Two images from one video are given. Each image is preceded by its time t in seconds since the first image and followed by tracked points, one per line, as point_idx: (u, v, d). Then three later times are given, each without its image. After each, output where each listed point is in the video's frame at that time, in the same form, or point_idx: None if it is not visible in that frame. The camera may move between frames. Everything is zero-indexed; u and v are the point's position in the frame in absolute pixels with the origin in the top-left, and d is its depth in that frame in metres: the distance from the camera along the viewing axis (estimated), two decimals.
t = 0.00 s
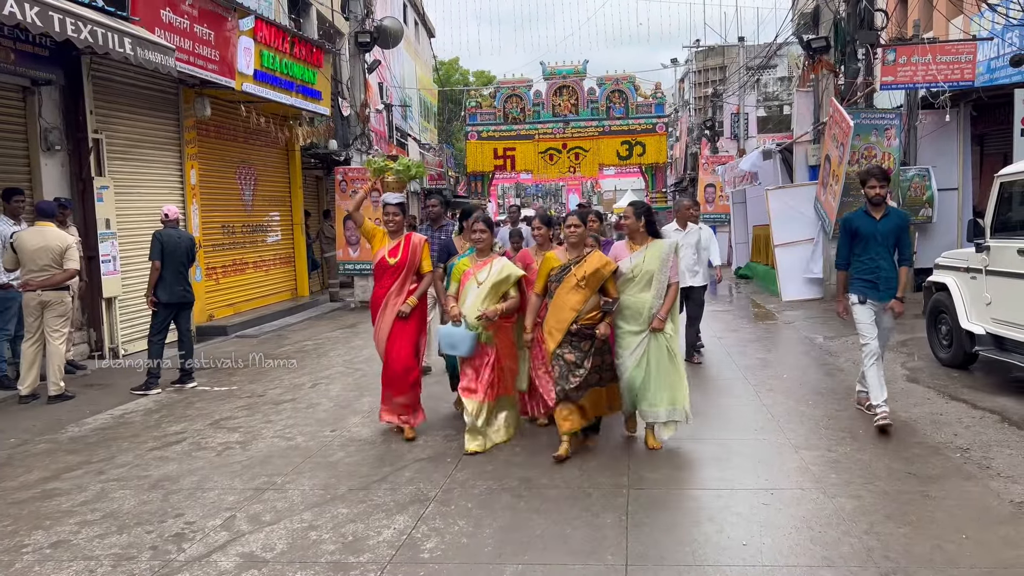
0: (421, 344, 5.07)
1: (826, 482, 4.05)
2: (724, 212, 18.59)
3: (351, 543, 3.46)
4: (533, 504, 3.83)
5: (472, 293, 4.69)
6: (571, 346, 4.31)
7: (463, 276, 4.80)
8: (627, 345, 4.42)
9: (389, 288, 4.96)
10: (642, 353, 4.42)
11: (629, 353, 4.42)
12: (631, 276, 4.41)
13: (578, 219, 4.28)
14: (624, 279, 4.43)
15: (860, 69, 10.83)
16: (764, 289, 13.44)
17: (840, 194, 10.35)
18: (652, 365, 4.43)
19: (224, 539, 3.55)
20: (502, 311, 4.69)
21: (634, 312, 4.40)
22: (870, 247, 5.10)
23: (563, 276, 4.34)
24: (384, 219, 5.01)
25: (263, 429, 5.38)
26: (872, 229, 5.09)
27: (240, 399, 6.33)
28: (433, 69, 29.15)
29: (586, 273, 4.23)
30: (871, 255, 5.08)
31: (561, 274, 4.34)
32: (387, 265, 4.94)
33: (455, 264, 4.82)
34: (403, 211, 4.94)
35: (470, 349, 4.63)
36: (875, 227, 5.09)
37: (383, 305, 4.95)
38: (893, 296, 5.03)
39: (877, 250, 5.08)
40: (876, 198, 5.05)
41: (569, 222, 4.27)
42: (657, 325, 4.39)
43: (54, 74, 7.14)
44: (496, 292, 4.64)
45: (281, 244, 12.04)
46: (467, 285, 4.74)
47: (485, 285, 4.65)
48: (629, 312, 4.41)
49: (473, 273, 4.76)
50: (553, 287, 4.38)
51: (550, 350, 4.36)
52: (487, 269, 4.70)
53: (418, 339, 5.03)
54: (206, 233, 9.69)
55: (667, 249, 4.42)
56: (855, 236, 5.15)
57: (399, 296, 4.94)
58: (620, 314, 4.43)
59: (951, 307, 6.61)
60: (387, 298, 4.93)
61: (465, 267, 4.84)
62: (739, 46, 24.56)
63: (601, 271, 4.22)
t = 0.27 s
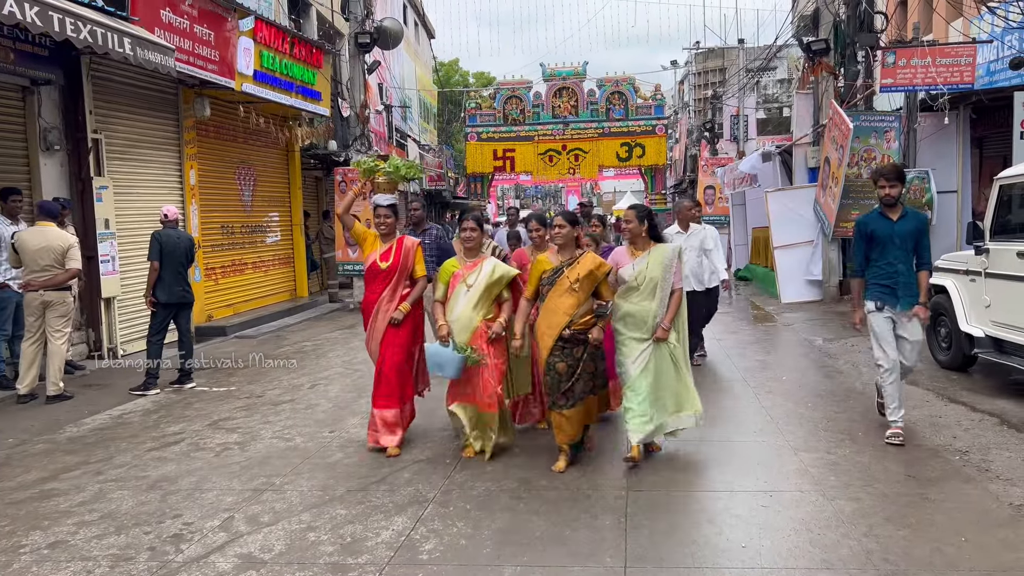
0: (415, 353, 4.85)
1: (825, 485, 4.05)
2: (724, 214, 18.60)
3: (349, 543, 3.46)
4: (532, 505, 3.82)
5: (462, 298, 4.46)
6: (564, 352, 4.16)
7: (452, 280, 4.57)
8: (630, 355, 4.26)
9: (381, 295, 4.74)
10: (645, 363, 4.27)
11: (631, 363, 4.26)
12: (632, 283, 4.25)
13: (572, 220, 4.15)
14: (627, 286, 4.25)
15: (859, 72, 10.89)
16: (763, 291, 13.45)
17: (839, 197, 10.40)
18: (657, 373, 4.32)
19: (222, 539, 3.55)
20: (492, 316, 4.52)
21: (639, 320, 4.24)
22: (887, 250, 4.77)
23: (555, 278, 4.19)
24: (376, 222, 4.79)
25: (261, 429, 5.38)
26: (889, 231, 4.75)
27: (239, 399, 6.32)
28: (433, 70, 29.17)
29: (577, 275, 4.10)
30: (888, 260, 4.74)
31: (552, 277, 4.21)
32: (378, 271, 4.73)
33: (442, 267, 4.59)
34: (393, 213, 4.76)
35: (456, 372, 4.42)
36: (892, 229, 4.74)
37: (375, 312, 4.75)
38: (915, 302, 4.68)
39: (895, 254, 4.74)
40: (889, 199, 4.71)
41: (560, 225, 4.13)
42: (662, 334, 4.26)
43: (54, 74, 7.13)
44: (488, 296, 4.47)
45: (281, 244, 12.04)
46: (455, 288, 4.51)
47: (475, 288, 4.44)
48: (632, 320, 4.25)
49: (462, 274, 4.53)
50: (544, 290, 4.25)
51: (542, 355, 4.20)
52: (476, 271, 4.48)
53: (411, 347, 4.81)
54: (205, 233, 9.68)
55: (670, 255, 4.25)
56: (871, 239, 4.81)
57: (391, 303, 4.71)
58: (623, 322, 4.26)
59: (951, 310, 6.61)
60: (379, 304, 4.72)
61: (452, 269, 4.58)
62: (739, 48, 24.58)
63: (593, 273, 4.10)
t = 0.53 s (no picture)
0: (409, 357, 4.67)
1: (825, 487, 4.04)
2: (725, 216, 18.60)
3: (349, 545, 3.45)
4: (532, 507, 3.82)
5: (461, 307, 4.25)
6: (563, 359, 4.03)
7: (450, 288, 4.33)
8: (628, 361, 4.09)
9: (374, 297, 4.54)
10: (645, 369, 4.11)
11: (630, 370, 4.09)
12: (628, 285, 4.12)
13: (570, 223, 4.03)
14: (625, 288, 4.11)
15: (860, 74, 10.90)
16: (764, 293, 13.45)
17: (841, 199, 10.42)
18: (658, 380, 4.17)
19: (223, 540, 3.55)
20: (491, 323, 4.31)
21: (638, 324, 4.09)
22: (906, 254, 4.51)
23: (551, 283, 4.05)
24: (366, 221, 4.57)
25: (262, 430, 5.38)
26: (909, 233, 4.49)
27: (240, 400, 6.33)
28: (435, 72, 29.20)
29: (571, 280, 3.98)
30: (906, 263, 4.48)
31: (547, 282, 4.07)
32: (371, 273, 4.53)
33: (439, 274, 4.34)
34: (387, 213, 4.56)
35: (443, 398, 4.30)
36: (912, 231, 4.48)
37: (367, 316, 4.54)
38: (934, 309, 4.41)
39: (913, 257, 4.48)
40: (909, 200, 4.45)
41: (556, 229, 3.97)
42: (662, 338, 4.12)
43: (56, 74, 7.14)
44: (487, 307, 4.25)
45: (282, 245, 12.05)
46: (454, 298, 4.30)
47: (475, 298, 4.21)
48: (634, 324, 4.09)
49: (461, 284, 4.30)
50: (540, 295, 4.10)
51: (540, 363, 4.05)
52: (476, 280, 4.26)
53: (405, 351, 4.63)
54: (207, 234, 9.69)
55: (669, 254, 4.16)
56: (889, 242, 4.55)
57: (386, 306, 4.52)
58: (621, 326, 4.10)
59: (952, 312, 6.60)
60: (372, 307, 4.52)
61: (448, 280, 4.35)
62: (741, 50, 24.59)
63: (592, 278, 3.97)
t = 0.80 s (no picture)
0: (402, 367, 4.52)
1: (830, 488, 4.03)
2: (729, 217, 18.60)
3: (354, 545, 3.46)
4: (536, 508, 3.82)
5: (464, 308, 4.10)
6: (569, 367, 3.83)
7: (450, 287, 4.20)
8: (632, 369, 3.93)
9: (367, 305, 4.38)
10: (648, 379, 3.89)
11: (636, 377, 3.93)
12: (635, 290, 3.92)
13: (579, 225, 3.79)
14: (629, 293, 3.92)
15: (865, 75, 10.86)
16: (768, 294, 13.45)
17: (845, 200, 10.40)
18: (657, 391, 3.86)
19: (228, 540, 3.56)
20: (492, 330, 4.15)
21: (641, 330, 3.89)
22: (940, 257, 4.14)
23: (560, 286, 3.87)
24: (359, 224, 4.45)
25: (267, 430, 5.39)
26: (944, 236, 4.12)
27: (245, 400, 6.34)
28: (439, 73, 29.24)
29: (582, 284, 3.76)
30: (939, 268, 4.13)
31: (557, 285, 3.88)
32: (364, 280, 4.37)
33: (440, 272, 4.22)
34: (382, 216, 4.42)
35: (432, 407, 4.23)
36: (947, 233, 4.12)
37: (359, 324, 4.38)
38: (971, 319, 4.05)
39: (949, 261, 4.12)
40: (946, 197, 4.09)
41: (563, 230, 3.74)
42: (665, 344, 3.87)
43: (62, 75, 7.16)
44: (489, 307, 4.10)
45: (286, 246, 12.07)
46: (456, 296, 4.15)
47: (477, 298, 4.07)
48: (633, 330, 3.91)
49: (462, 282, 4.16)
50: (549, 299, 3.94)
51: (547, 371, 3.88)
52: (479, 278, 4.13)
53: (397, 362, 4.48)
54: (212, 235, 9.71)
55: (676, 258, 3.92)
56: (922, 244, 4.19)
57: (379, 314, 4.36)
58: (625, 333, 3.92)
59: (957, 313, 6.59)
60: (364, 315, 4.36)
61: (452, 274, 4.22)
62: (745, 52, 24.58)
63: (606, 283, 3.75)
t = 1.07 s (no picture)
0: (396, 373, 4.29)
1: (838, 489, 4.02)
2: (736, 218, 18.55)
3: (361, 544, 3.47)
4: (544, 508, 3.82)
5: (460, 317, 3.82)
6: (578, 376, 3.60)
7: (447, 296, 3.90)
8: (645, 376, 3.76)
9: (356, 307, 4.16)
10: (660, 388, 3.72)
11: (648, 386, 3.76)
12: (651, 293, 3.72)
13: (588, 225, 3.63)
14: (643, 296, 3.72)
15: (872, 74, 10.86)
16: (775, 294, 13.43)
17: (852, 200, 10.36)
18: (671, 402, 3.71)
19: (236, 539, 3.57)
20: (492, 339, 3.89)
21: (654, 336, 3.70)
22: (978, 258, 3.88)
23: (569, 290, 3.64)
24: (349, 223, 4.21)
25: (274, 430, 5.41)
26: (982, 235, 3.86)
27: (252, 400, 6.36)
28: (445, 74, 29.27)
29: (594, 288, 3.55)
30: (980, 269, 3.87)
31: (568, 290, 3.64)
32: (353, 280, 4.16)
33: (435, 280, 3.92)
34: (372, 214, 4.20)
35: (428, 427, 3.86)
36: (985, 233, 3.85)
37: (347, 328, 4.15)
38: (1011, 325, 3.81)
39: (989, 262, 3.86)
40: (987, 194, 3.81)
41: (573, 229, 3.62)
42: (680, 351, 3.67)
43: (71, 77, 7.20)
44: (489, 314, 3.83)
45: (293, 246, 12.10)
46: (451, 304, 3.87)
47: (474, 306, 3.80)
48: (648, 336, 3.71)
49: (458, 290, 3.87)
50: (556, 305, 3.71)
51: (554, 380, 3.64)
52: (475, 285, 3.84)
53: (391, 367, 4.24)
54: (219, 235, 9.73)
55: (695, 261, 3.71)
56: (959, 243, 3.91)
57: (370, 316, 4.14)
58: (638, 339, 3.73)
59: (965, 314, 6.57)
60: (352, 319, 4.13)
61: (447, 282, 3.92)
62: (752, 52, 24.54)
63: (617, 285, 3.53)
